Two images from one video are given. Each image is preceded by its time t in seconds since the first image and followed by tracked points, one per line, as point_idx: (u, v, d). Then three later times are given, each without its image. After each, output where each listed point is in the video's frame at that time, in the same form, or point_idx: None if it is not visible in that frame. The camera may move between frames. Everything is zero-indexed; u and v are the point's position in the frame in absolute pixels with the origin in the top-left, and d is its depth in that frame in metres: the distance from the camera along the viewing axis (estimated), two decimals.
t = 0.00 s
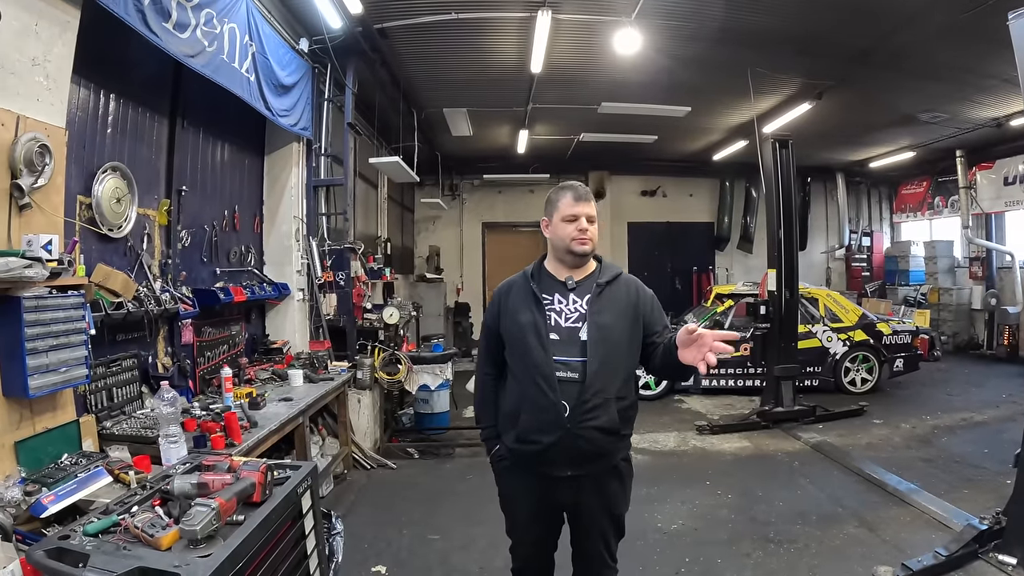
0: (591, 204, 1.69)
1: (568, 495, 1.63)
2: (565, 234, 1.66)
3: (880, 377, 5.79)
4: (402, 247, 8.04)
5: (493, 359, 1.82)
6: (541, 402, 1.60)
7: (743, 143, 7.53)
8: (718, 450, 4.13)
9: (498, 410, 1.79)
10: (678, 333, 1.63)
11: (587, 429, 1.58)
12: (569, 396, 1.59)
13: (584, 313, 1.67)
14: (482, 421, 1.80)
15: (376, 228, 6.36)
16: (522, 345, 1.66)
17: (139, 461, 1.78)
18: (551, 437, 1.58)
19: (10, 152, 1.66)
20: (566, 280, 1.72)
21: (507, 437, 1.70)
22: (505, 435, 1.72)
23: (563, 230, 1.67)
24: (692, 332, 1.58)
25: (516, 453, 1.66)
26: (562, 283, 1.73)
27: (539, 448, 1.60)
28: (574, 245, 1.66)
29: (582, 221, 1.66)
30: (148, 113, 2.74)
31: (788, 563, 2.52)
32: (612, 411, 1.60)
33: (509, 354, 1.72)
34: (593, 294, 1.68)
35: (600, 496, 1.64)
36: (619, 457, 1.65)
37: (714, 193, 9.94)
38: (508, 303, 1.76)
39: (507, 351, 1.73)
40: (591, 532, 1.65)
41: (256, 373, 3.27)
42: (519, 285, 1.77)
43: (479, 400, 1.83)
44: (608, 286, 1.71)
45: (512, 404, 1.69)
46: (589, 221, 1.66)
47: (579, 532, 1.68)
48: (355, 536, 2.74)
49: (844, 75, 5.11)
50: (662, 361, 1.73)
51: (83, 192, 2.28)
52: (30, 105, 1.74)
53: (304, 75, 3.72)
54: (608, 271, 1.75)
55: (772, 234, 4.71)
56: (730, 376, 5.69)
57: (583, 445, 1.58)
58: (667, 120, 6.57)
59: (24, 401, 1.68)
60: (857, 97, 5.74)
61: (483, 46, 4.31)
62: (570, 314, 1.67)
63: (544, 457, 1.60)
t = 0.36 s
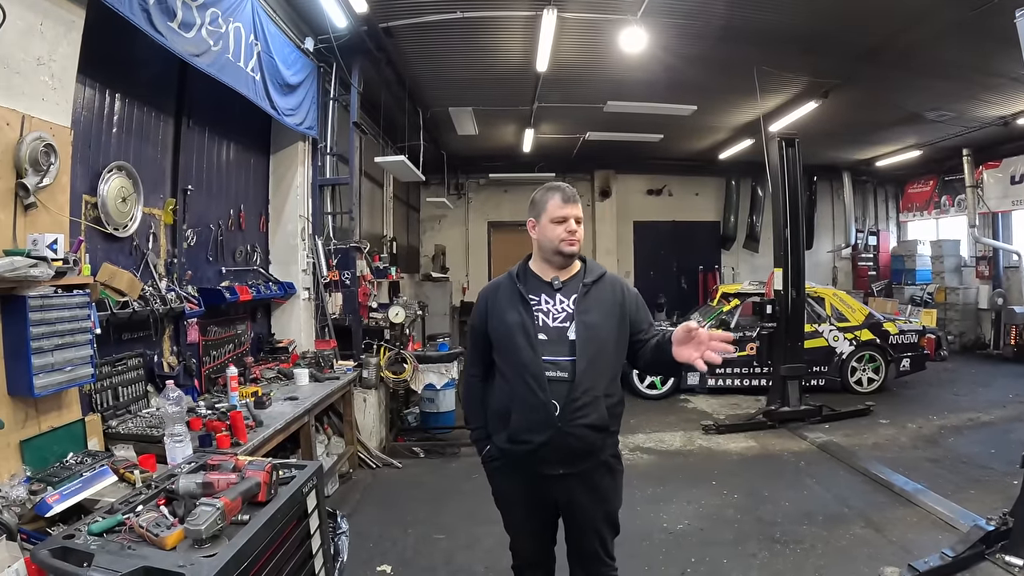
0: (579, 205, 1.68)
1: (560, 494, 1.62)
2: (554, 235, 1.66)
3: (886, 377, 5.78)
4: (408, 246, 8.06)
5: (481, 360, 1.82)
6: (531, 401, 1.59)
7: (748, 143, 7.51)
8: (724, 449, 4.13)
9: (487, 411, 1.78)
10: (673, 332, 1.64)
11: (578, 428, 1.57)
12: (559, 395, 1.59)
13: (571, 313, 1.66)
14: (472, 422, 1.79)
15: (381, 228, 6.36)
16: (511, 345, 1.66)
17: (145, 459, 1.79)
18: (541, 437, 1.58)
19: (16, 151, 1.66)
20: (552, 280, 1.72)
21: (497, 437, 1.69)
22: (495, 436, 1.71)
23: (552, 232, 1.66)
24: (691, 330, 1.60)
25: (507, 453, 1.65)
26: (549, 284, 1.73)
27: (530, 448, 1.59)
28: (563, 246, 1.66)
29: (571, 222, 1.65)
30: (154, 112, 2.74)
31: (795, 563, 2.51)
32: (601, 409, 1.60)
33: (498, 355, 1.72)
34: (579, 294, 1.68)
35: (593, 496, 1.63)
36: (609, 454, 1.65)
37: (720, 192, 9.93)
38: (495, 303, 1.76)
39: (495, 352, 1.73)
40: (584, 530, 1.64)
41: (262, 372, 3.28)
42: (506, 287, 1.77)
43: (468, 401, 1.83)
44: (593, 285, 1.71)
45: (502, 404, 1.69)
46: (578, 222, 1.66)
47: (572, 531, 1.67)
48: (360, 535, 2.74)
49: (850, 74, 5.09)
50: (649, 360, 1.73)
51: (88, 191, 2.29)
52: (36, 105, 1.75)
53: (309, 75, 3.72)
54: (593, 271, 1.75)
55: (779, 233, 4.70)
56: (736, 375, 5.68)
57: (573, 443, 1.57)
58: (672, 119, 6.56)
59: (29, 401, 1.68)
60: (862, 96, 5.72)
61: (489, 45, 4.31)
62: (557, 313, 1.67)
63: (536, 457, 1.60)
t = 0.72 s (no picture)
0: (575, 209, 1.68)
1: (564, 495, 1.62)
2: (550, 240, 1.66)
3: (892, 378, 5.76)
4: (413, 246, 8.06)
5: (479, 362, 1.80)
6: (534, 403, 1.59)
7: (753, 143, 7.49)
8: (729, 450, 4.12)
9: (486, 413, 1.77)
10: (655, 378, 1.60)
11: (580, 428, 1.58)
12: (561, 396, 1.59)
13: (570, 314, 1.66)
14: (471, 425, 1.78)
15: (387, 228, 6.37)
16: (510, 347, 1.65)
17: (150, 461, 1.78)
18: (544, 438, 1.58)
19: (20, 152, 1.66)
20: (549, 283, 1.72)
21: (498, 439, 1.68)
22: (496, 438, 1.70)
23: (548, 236, 1.66)
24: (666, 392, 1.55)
25: (509, 454, 1.64)
26: (545, 286, 1.73)
27: (533, 450, 1.59)
28: (560, 251, 1.66)
29: (567, 226, 1.65)
30: (159, 113, 2.75)
31: (801, 565, 2.50)
32: (603, 409, 1.61)
33: (496, 357, 1.71)
34: (577, 295, 1.68)
35: (596, 496, 1.63)
36: (610, 454, 1.65)
37: (725, 192, 9.91)
38: (492, 305, 1.75)
39: (494, 354, 1.72)
40: (587, 530, 1.64)
41: (267, 372, 3.28)
42: (502, 288, 1.76)
43: (466, 404, 1.81)
44: (590, 287, 1.71)
45: (502, 406, 1.68)
46: (574, 226, 1.66)
47: (575, 531, 1.67)
48: (365, 536, 2.74)
49: (855, 74, 5.08)
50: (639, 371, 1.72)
51: (94, 192, 2.29)
52: (40, 106, 1.75)
53: (314, 76, 3.72)
54: (590, 272, 1.75)
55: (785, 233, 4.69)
56: (741, 376, 5.66)
57: (576, 444, 1.57)
58: (677, 119, 6.56)
59: (35, 401, 1.69)
60: (867, 96, 5.71)
61: (495, 45, 4.30)
62: (556, 315, 1.67)
63: (539, 458, 1.60)
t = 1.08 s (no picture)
0: (584, 209, 1.68)
1: (571, 495, 1.62)
2: (557, 239, 1.66)
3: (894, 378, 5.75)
4: (415, 246, 8.07)
5: (486, 362, 1.81)
6: (542, 403, 1.59)
7: (756, 143, 7.49)
8: (732, 450, 4.12)
9: (494, 413, 1.77)
10: (674, 376, 1.59)
11: (588, 428, 1.57)
12: (569, 396, 1.59)
13: (578, 313, 1.66)
14: (478, 425, 1.79)
15: (389, 228, 6.38)
16: (518, 347, 1.65)
17: (153, 460, 1.79)
18: (552, 438, 1.58)
19: (23, 152, 1.67)
20: (558, 281, 1.72)
21: (506, 439, 1.68)
22: (503, 438, 1.70)
23: (556, 235, 1.66)
24: (687, 388, 1.55)
25: (517, 454, 1.64)
26: (554, 286, 1.73)
27: (541, 449, 1.59)
28: (567, 250, 1.66)
29: (576, 226, 1.65)
30: (161, 113, 2.75)
31: (804, 565, 2.50)
32: (611, 409, 1.61)
33: (504, 356, 1.71)
34: (585, 295, 1.68)
35: (603, 496, 1.63)
36: (618, 454, 1.65)
37: (727, 192, 9.91)
38: (500, 305, 1.75)
39: (502, 353, 1.72)
40: (594, 531, 1.64)
41: (269, 372, 3.29)
42: (510, 288, 1.76)
43: (474, 404, 1.81)
44: (599, 287, 1.71)
45: (510, 406, 1.68)
46: (583, 225, 1.66)
47: (581, 531, 1.67)
48: (368, 536, 2.74)
49: (857, 74, 5.08)
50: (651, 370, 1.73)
51: (97, 192, 2.30)
52: (43, 105, 1.76)
53: (317, 75, 3.73)
54: (598, 272, 1.75)
55: (788, 233, 4.69)
56: (744, 376, 5.66)
57: (584, 444, 1.57)
58: (679, 119, 6.55)
59: (37, 400, 1.69)
60: (870, 96, 5.70)
61: (498, 44, 4.30)
62: (564, 314, 1.67)
63: (547, 458, 1.59)
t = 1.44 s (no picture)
0: (599, 205, 1.69)
1: (581, 495, 1.62)
2: (571, 233, 1.65)
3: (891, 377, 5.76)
4: (412, 245, 8.06)
5: (497, 360, 1.80)
6: (553, 402, 1.58)
7: (753, 142, 7.49)
8: (729, 449, 4.12)
9: (503, 413, 1.76)
10: (698, 351, 1.62)
11: (600, 428, 1.57)
12: (582, 395, 1.59)
13: (591, 312, 1.66)
14: (487, 424, 1.78)
15: (386, 226, 6.37)
16: (530, 345, 1.65)
17: (146, 459, 1.79)
18: (564, 437, 1.57)
19: (17, 150, 1.66)
20: (571, 279, 1.71)
21: (516, 439, 1.68)
22: (513, 437, 1.69)
23: (569, 230, 1.66)
24: (716, 356, 1.58)
25: (527, 454, 1.64)
26: (566, 283, 1.72)
27: (552, 449, 1.58)
28: (580, 245, 1.66)
29: (590, 221, 1.65)
30: (158, 111, 2.74)
31: (799, 564, 2.50)
32: (622, 408, 1.61)
33: (515, 355, 1.70)
34: (598, 293, 1.68)
35: (613, 496, 1.63)
36: (628, 454, 1.65)
37: (724, 192, 9.91)
38: (511, 302, 1.74)
39: (512, 352, 1.71)
40: (603, 531, 1.64)
41: (265, 371, 3.28)
42: (521, 285, 1.76)
43: (483, 403, 1.80)
44: (611, 285, 1.72)
45: (520, 405, 1.67)
46: (596, 221, 1.66)
47: (590, 532, 1.67)
48: (363, 535, 2.74)
49: (855, 73, 5.08)
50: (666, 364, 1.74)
51: (91, 189, 2.29)
52: (37, 104, 1.75)
53: (313, 74, 3.72)
54: (610, 270, 1.76)
55: (785, 232, 4.69)
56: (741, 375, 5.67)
57: (596, 443, 1.57)
58: (677, 118, 6.55)
59: (31, 399, 1.68)
60: (867, 95, 5.70)
61: (494, 43, 4.29)
62: (576, 313, 1.67)
63: (558, 458, 1.59)
